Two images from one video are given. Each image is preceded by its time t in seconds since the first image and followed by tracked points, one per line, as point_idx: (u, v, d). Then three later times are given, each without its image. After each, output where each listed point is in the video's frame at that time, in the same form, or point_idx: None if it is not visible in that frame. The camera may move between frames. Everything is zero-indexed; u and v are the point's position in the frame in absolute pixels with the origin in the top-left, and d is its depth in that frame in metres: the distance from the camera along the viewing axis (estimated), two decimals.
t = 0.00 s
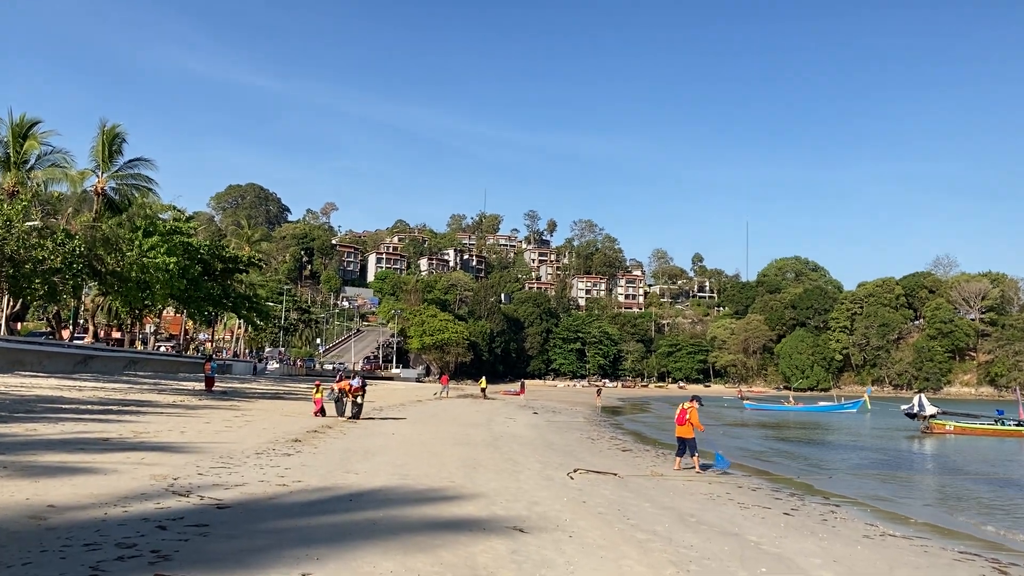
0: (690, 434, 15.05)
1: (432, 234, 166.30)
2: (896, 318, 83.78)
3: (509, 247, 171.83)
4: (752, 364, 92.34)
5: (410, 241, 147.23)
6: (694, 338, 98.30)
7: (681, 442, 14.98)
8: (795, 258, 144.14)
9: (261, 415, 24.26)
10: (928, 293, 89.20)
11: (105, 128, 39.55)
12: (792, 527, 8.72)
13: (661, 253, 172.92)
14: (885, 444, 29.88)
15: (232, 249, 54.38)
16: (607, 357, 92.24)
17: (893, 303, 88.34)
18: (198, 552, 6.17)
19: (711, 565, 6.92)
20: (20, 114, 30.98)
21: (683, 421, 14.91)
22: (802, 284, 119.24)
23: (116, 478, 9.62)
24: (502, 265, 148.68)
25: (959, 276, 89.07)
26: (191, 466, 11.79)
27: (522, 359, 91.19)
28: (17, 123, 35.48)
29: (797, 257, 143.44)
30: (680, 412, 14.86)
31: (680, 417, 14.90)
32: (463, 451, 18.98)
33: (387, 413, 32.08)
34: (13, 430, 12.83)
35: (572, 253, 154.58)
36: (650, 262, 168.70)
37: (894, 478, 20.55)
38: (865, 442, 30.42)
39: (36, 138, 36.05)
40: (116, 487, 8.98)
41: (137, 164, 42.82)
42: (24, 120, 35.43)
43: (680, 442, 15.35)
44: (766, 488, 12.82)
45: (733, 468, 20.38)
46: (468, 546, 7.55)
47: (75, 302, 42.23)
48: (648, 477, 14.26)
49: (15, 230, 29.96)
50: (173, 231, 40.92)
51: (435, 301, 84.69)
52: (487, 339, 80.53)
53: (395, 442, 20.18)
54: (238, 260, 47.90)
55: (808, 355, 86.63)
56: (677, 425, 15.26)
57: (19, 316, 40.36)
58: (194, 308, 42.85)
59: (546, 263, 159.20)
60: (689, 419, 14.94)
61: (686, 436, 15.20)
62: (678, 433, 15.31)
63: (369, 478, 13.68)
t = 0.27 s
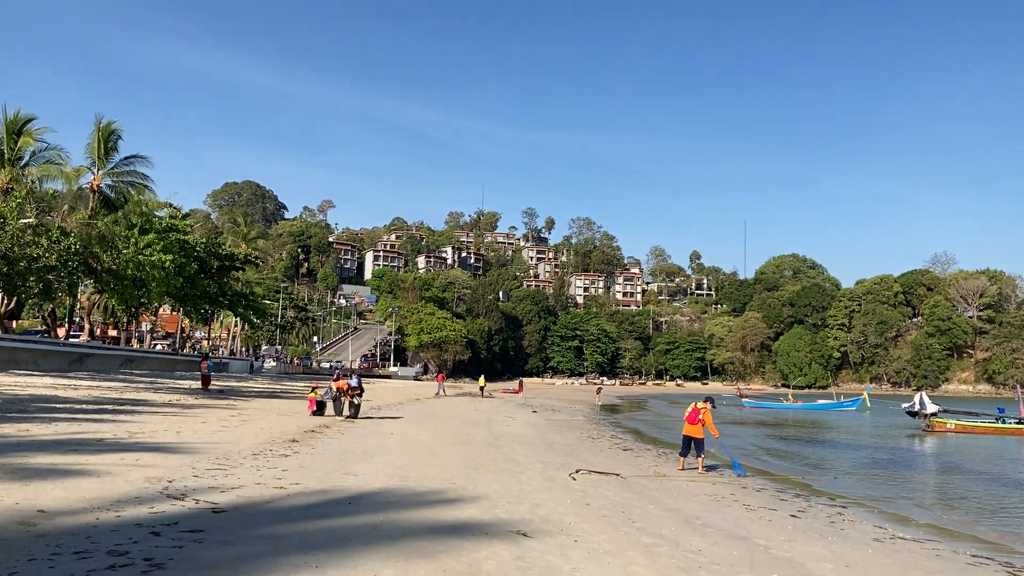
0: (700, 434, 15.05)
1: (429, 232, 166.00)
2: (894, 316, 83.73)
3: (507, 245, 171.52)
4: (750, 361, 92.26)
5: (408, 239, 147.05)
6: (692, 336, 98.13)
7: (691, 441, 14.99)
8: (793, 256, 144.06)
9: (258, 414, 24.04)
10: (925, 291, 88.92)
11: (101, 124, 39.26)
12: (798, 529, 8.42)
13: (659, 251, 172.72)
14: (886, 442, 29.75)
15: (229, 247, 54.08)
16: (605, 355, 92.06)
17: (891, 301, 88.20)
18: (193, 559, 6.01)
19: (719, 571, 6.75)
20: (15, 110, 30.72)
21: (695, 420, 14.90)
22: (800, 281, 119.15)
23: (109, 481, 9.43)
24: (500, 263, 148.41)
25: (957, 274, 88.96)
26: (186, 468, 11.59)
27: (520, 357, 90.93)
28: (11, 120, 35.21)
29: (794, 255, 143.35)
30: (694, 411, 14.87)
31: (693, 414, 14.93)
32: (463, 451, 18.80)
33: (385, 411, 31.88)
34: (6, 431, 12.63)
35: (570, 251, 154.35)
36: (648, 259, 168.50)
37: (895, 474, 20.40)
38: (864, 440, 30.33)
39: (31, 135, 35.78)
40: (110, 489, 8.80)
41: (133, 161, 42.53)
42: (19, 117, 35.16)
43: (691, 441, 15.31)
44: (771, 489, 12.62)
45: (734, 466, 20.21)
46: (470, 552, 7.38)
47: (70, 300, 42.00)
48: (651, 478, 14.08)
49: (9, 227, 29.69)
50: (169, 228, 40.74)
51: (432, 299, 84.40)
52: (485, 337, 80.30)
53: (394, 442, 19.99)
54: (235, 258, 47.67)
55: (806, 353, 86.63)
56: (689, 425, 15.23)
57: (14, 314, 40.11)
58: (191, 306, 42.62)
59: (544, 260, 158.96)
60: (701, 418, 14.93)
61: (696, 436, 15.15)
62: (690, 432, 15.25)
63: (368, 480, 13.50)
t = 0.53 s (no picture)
0: (701, 431, 15.13)
1: (424, 229, 165.68)
2: (888, 313, 83.98)
3: (502, 242, 171.30)
4: (744, 359, 92.39)
5: (403, 236, 147.05)
6: (686, 333, 98.19)
7: (692, 438, 15.05)
8: (787, 254, 144.33)
9: (252, 411, 23.83)
10: (920, 288, 88.68)
11: (95, 120, 38.92)
12: (801, 527, 8.28)
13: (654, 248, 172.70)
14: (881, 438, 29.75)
15: (223, 243, 53.76)
16: (600, 352, 92.04)
17: (885, 298, 88.39)
18: (184, 558, 5.85)
19: (722, 569, 6.64)
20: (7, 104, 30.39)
21: (696, 417, 14.96)
22: (794, 279, 119.38)
23: (99, 478, 9.26)
24: (495, 260, 148.18)
25: (951, 271, 89.17)
26: (178, 465, 11.40)
27: (514, 354, 90.82)
28: (4, 114, 34.87)
29: (789, 253, 143.64)
30: (695, 407, 14.90)
31: (694, 411, 14.98)
32: (459, 448, 18.65)
33: (380, 408, 31.72)
34: None
35: (565, 248, 154.25)
36: (643, 256, 168.51)
37: (891, 471, 20.31)
38: (859, 438, 30.29)
39: (23, 130, 35.44)
40: (99, 487, 8.61)
41: (127, 157, 42.20)
42: (12, 112, 34.82)
43: (692, 438, 15.30)
44: (771, 486, 12.52)
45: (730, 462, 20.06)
46: (469, 551, 7.24)
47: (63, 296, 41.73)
48: (650, 476, 13.96)
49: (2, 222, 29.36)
50: (164, 224, 40.53)
51: (427, 296, 84.14)
52: (480, 334, 80.13)
53: (389, 439, 19.82)
54: (229, 255, 47.39)
55: (800, 351, 86.84)
56: (690, 421, 15.23)
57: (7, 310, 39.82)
58: (185, 303, 42.37)
59: (539, 258, 158.85)
60: (702, 415, 14.99)
61: (697, 433, 15.15)
62: (690, 429, 15.25)
63: (365, 478, 13.36)
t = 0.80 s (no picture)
0: (695, 431, 15.04)
1: (416, 227, 165.19)
2: (879, 313, 84.34)
3: (494, 241, 171.05)
4: (736, 358, 92.62)
5: (394, 234, 146.67)
6: (678, 332, 98.29)
7: (685, 439, 14.96)
8: (778, 253, 144.85)
9: (241, 410, 23.55)
10: (910, 288, 89.54)
11: (84, 116, 38.43)
12: (800, 531, 8.12)
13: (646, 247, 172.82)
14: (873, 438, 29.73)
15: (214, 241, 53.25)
16: (591, 351, 91.98)
17: (876, 298, 88.69)
18: (166, 566, 5.64)
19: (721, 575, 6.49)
20: None
21: (690, 417, 14.86)
22: (785, 278, 119.72)
23: (81, 480, 8.99)
24: (487, 259, 147.84)
25: (942, 271, 89.61)
26: (164, 466, 11.16)
27: (506, 353, 90.65)
28: None
29: (780, 252, 144.14)
30: (689, 407, 14.82)
31: (688, 410, 14.90)
32: (451, 447, 18.45)
33: (372, 407, 31.47)
34: None
35: (557, 247, 154.16)
36: (635, 255, 168.70)
37: (883, 471, 20.25)
38: (851, 438, 30.29)
39: (12, 126, 34.96)
40: (80, 489, 8.36)
41: (116, 153, 41.72)
42: None
43: (686, 438, 15.20)
44: (767, 488, 12.37)
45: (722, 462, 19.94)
46: (462, 557, 7.06)
47: (51, 293, 41.27)
48: (645, 478, 13.78)
49: None
50: (154, 221, 39.91)
51: (419, 295, 83.74)
52: (472, 333, 79.91)
53: (380, 438, 19.58)
54: (220, 253, 46.92)
55: (792, 350, 87.14)
56: (684, 422, 15.13)
57: None
58: (175, 301, 41.84)
59: (531, 257, 158.63)
60: (696, 415, 14.90)
61: (691, 433, 15.04)
62: (685, 429, 15.15)
63: (355, 480, 13.14)
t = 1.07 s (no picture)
0: (684, 430, 14.95)
1: (404, 225, 164.53)
2: (866, 312, 84.89)
3: (483, 239, 170.78)
4: (724, 356, 92.99)
5: (383, 232, 145.96)
6: (666, 330, 98.51)
7: (675, 438, 14.88)
8: (766, 252, 145.53)
9: (228, 408, 23.22)
10: (897, 287, 90.17)
11: (71, 110, 37.79)
12: (797, 531, 7.98)
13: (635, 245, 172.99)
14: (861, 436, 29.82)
15: (201, 237, 52.50)
16: (580, 349, 91.93)
17: (863, 297, 89.21)
18: (146, 570, 5.39)
19: None
20: None
21: (679, 415, 14.79)
22: (773, 277, 120.27)
23: (60, 479, 8.72)
24: (476, 256, 147.48)
25: (928, 270, 90.27)
26: (147, 465, 10.90)
27: (495, 351, 90.49)
28: None
29: (768, 251, 144.82)
30: (678, 405, 14.75)
31: (677, 409, 14.83)
32: (440, 446, 18.28)
33: (360, 405, 31.22)
34: None
35: (547, 245, 154.08)
36: (623, 254, 168.98)
37: (871, 468, 20.24)
38: (839, 436, 30.36)
39: None
40: (59, 489, 8.09)
41: (103, 149, 41.05)
42: None
43: (675, 438, 15.11)
44: (760, 487, 12.26)
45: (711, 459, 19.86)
46: (455, 559, 6.87)
47: (36, 290, 40.60)
48: (637, 477, 13.66)
49: None
50: (140, 217, 38.09)
51: (408, 292, 83.30)
52: (461, 331, 79.68)
53: (368, 437, 19.38)
54: (207, 249, 45.81)
55: (779, 348, 87.60)
56: (673, 421, 15.05)
57: None
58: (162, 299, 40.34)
59: (520, 255, 158.46)
60: (685, 413, 14.82)
61: (680, 432, 14.96)
62: (674, 428, 15.07)
63: (344, 479, 12.92)
